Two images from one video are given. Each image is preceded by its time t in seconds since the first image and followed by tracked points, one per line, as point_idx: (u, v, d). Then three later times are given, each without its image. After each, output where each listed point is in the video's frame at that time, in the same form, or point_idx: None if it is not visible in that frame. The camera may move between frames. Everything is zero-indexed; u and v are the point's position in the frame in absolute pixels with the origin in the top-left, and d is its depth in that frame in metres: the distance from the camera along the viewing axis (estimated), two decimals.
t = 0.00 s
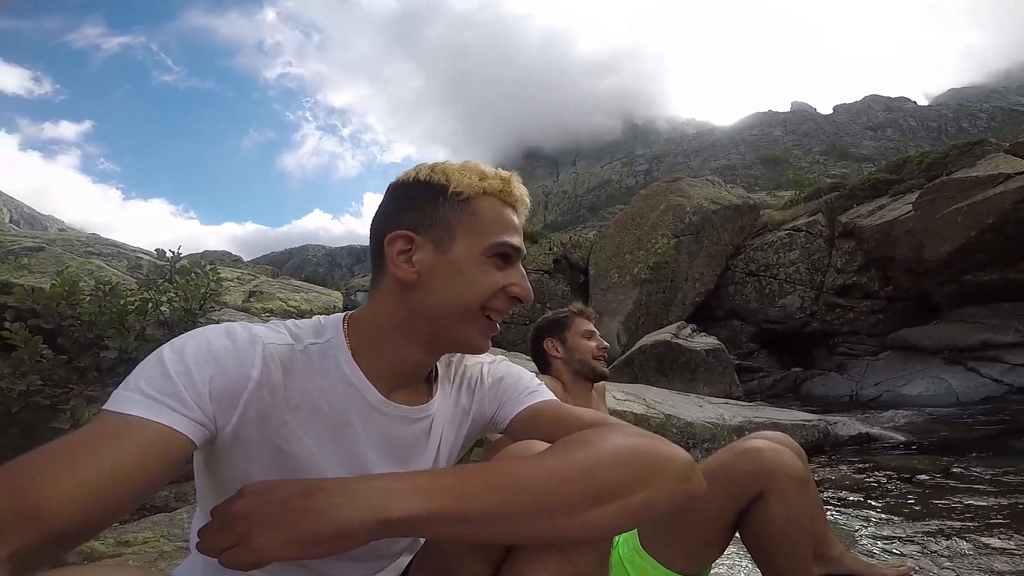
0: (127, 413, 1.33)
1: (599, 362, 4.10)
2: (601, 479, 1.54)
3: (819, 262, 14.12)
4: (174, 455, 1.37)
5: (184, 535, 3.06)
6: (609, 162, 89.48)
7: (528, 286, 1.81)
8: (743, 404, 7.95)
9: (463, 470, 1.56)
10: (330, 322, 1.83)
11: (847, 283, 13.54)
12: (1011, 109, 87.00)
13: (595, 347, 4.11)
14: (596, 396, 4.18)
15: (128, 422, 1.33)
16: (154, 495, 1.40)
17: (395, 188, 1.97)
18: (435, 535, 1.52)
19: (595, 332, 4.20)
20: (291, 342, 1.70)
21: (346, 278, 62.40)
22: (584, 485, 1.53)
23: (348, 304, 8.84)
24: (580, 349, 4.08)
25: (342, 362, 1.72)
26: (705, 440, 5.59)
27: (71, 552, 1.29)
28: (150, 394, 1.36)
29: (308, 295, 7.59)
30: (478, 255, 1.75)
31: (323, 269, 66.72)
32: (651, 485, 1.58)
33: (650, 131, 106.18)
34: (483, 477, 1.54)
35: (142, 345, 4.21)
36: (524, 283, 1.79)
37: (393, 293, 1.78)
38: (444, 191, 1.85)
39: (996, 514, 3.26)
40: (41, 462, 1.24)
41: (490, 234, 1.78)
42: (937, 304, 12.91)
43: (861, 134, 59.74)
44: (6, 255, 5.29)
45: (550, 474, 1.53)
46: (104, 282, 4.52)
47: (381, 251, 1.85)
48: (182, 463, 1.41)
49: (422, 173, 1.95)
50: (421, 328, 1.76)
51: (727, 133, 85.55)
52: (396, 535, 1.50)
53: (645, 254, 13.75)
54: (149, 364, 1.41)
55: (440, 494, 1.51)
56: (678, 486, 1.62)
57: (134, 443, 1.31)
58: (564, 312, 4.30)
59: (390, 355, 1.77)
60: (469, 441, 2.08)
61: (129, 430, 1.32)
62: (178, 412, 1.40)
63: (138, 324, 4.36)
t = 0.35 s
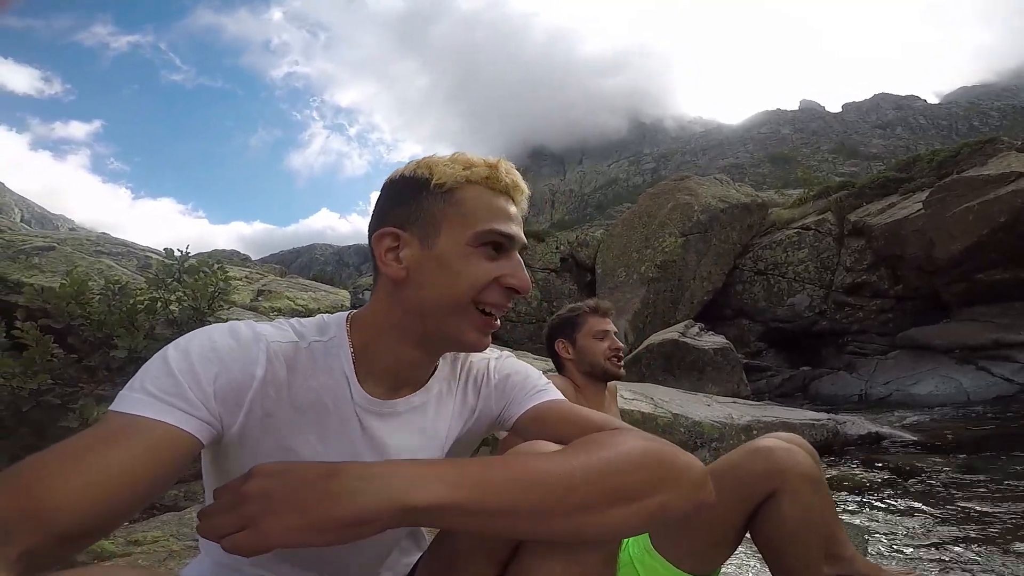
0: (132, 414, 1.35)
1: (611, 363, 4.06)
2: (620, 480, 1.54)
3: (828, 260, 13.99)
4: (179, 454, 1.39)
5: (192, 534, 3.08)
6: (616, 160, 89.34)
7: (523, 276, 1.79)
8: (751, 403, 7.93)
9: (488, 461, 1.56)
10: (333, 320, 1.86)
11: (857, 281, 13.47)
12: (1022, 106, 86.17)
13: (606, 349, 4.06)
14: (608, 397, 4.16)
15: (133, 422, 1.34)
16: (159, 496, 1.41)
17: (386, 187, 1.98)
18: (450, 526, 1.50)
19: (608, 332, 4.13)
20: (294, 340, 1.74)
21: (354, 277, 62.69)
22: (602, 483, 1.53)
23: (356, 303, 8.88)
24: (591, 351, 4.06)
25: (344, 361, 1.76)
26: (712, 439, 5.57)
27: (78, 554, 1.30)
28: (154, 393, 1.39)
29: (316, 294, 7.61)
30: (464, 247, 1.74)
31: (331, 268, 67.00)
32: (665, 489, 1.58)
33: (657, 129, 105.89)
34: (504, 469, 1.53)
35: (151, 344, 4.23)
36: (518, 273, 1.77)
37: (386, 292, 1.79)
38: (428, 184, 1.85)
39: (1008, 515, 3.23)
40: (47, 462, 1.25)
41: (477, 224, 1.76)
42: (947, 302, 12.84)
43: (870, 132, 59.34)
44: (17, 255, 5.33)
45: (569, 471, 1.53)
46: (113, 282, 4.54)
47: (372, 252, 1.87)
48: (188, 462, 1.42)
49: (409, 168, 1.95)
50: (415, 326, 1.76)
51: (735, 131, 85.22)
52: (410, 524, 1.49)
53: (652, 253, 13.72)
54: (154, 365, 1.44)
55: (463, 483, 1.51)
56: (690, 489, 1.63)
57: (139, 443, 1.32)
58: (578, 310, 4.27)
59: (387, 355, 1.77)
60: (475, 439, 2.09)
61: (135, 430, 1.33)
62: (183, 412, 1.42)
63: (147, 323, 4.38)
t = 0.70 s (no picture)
0: (151, 416, 1.37)
1: (605, 366, 3.95)
2: (626, 481, 1.52)
3: (845, 253, 13.71)
4: (198, 454, 1.40)
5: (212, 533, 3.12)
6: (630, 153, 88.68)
7: (517, 271, 1.75)
8: (767, 398, 7.85)
9: (488, 467, 1.55)
10: (344, 321, 1.88)
11: (875, 274, 13.13)
12: None
13: (596, 356, 3.97)
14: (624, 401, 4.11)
15: (152, 424, 1.35)
16: (178, 501, 1.41)
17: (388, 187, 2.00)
18: (455, 535, 1.49)
19: (601, 335, 3.99)
20: (306, 342, 1.75)
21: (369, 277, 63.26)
22: (608, 486, 1.51)
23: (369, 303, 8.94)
24: (582, 358, 4.02)
25: (355, 361, 1.76)
26: (728, 436, 5.52)
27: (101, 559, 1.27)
28: (170, 397, 1.40)
29: (328, 294, 7.65)
30: (455, 243, 1.73)
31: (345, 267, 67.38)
32: (673, 491, 1.56)
33: (672, 120, 104.84)
34: (504, 477, 1.52)
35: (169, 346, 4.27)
36: (510, 269, 1.74)
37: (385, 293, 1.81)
38: (420, 180, 1.85)
39: None
40: (68, 464, 1.25)
41: (466, 219, 1.75)
42: (971, 296, 12.58)
43: (887, 122, 58.11)
44: (38, 263, 5.43)
45: (574, 476, 1.51)
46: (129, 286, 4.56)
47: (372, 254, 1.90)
48: (206, 465, 1.43)
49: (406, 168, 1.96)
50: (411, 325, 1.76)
51: (749, 121, 84.10)
52: (413, 535, 1.48)
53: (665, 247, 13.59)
54: (169, 370, 1.45)
55: (463, 491, 1.50)
56: (703, 490, 1.60)
57: (161, 442, 1.34)
58: (577, 311, 4.20)
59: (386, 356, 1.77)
60: (488, 439, 2.08)
61: (155, 431, 1.35)
62: (200, 415, 1.43)
63: (165, 326, 4.41)
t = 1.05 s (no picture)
0: (175, 414, 1.38)
1: (620, 352, 3.98)
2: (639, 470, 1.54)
3: (859, 235, 13.53)
4: (223, 449, 1.42)
5: (238, 528, 3.21)
6: (638, 134, 87.97)
7: (479, 251, 1.78)
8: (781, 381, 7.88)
9: (500, 463, 1.57)
10: (358, 313, 1.91)
11: (888, 256, 12.99)
12: None
13: (610, 341, 3.99)
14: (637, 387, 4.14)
15: (177, 422, 1.37)
16: (203, 497, 1.44)
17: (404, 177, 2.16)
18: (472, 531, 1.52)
19: (615, 321, 4.01)
20: (320, 335, 1.78)
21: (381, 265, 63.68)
22: (619, 474, 1.53)
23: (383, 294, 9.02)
24: (597, 344, 4.06)
25: (370, 352, 1.80)
26: (742, 419, 5.54)
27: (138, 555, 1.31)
28: (192, 394, 1.42)
29: (341, 284, 7.70)
30: (422, 226, 1.81)
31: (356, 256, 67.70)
32: (684, 477, 1.57)
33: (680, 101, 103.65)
34: (515, 472, 1.54)
35: (186, 341, 4.33)
36: (473, 248, 1.78)
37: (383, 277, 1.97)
38: (406, 169, 1.96)
39: None
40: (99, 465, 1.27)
41: (432, 202, 1.82)
42: (985, 278, 12.44)
43: (898, 108, 57.20)
44: (52, 261, 5.49)
45: (585, 468, 1.53)
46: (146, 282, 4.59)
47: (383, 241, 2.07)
48: (232, 459, 1.46)
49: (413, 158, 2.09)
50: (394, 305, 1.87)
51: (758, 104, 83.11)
52: (431, 531, 1.51)
53: (676, 230, 13.65)
54: (188, 367, 1.47)
55: (477, 486, 1.52)
56: (716, 475, 1.62)
57: (186, 440, 1.35)
58: (591, 296, 4.22)
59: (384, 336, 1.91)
60: (504, 427, 2.11)
61: (179, 429, 1.36)
62: (222, 410, 1.45)
63: (181, 321, 4.46)
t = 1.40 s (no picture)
0: (185, 396, 1.39)
1: (630, 347, 4.00)
2: (641, 457, 1.56)
3: (862, 235, 13.62)
4: (231, 433, 1.43)
5: (239, 512, 3.23)
6: (644, 130, 87.85)
7: (481, 236, 1.78)
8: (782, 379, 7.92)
9: (504, 447, 1.59)
10: (368, 299, 1.93)
11: (892, 255, 13.04)
12: None
13: (623, 336, 4.01)
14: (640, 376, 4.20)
15: (186, 405, 1.38)
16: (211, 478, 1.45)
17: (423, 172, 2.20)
18: (473, 512, 1.53)
19: (632, 316, 4.01)
20: (331, 319, 1.80)
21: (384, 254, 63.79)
22: (620, 461, 1.55)
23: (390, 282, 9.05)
24: (610, 335, 4.08)
25: (377, 338, 1.81)
26: (741, 416, 5.57)
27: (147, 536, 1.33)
28: (204, 375, 1.43)
29: (347, 271, 7.68)
30: (429, 210, 1.83)
31: (359, 244, 67.77)
32: (686, 467, 1.59)
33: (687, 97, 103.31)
34: (518, 456, 1.55)
35: (192, 323, 4.29)
36: (476, 233, 1.78)
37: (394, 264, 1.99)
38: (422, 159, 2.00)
39: None
40: (108, 447, 1.28)
41: (439, 187, 1.84)
42: (988, 278, 12.40)
43: (908, 108, 56.97)
44: (59, 239, 5.48)
45: (588, 454, 1.55)
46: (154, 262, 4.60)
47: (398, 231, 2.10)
48: (241, 444, 1.46)
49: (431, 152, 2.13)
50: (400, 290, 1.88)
51: (765, 103, 82.94)
52: (432, 512, 1.52)
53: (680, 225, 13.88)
54: (200, 347, 1.48)
55: (481, 468, 1.53)
56: (717, 468, 1.63)
57: (195, 423, 1.36)
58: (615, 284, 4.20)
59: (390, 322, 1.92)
60: (506, 418, 2.12)
61: (188, 411, 1.37)
62: (232, 393, 1.46)
63: (187, 303, 4.46)
